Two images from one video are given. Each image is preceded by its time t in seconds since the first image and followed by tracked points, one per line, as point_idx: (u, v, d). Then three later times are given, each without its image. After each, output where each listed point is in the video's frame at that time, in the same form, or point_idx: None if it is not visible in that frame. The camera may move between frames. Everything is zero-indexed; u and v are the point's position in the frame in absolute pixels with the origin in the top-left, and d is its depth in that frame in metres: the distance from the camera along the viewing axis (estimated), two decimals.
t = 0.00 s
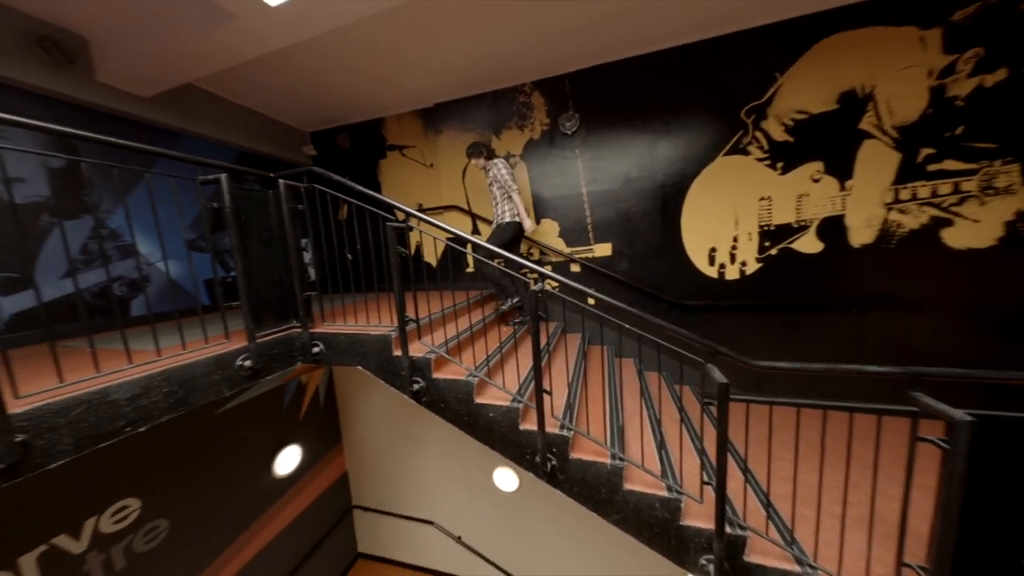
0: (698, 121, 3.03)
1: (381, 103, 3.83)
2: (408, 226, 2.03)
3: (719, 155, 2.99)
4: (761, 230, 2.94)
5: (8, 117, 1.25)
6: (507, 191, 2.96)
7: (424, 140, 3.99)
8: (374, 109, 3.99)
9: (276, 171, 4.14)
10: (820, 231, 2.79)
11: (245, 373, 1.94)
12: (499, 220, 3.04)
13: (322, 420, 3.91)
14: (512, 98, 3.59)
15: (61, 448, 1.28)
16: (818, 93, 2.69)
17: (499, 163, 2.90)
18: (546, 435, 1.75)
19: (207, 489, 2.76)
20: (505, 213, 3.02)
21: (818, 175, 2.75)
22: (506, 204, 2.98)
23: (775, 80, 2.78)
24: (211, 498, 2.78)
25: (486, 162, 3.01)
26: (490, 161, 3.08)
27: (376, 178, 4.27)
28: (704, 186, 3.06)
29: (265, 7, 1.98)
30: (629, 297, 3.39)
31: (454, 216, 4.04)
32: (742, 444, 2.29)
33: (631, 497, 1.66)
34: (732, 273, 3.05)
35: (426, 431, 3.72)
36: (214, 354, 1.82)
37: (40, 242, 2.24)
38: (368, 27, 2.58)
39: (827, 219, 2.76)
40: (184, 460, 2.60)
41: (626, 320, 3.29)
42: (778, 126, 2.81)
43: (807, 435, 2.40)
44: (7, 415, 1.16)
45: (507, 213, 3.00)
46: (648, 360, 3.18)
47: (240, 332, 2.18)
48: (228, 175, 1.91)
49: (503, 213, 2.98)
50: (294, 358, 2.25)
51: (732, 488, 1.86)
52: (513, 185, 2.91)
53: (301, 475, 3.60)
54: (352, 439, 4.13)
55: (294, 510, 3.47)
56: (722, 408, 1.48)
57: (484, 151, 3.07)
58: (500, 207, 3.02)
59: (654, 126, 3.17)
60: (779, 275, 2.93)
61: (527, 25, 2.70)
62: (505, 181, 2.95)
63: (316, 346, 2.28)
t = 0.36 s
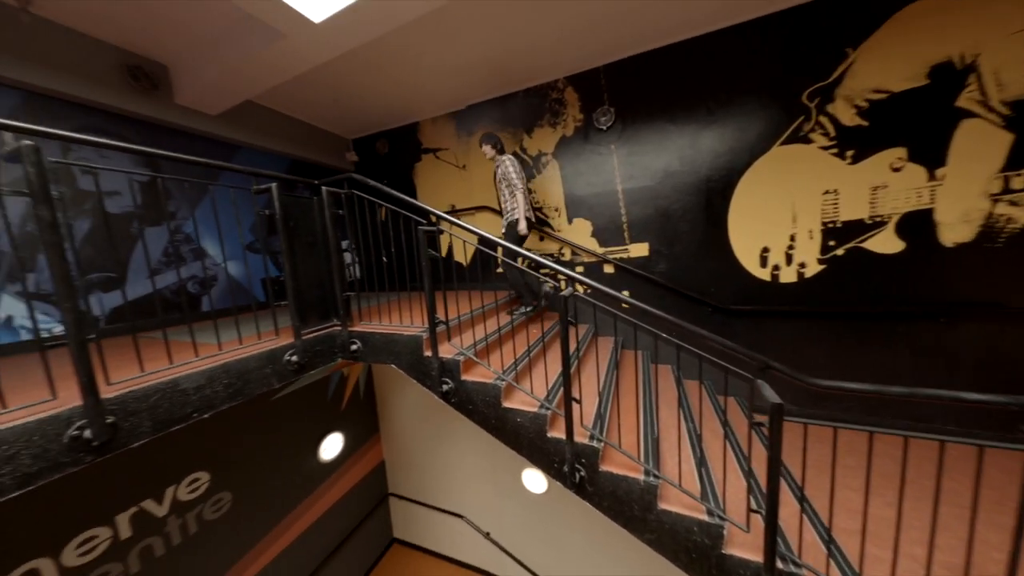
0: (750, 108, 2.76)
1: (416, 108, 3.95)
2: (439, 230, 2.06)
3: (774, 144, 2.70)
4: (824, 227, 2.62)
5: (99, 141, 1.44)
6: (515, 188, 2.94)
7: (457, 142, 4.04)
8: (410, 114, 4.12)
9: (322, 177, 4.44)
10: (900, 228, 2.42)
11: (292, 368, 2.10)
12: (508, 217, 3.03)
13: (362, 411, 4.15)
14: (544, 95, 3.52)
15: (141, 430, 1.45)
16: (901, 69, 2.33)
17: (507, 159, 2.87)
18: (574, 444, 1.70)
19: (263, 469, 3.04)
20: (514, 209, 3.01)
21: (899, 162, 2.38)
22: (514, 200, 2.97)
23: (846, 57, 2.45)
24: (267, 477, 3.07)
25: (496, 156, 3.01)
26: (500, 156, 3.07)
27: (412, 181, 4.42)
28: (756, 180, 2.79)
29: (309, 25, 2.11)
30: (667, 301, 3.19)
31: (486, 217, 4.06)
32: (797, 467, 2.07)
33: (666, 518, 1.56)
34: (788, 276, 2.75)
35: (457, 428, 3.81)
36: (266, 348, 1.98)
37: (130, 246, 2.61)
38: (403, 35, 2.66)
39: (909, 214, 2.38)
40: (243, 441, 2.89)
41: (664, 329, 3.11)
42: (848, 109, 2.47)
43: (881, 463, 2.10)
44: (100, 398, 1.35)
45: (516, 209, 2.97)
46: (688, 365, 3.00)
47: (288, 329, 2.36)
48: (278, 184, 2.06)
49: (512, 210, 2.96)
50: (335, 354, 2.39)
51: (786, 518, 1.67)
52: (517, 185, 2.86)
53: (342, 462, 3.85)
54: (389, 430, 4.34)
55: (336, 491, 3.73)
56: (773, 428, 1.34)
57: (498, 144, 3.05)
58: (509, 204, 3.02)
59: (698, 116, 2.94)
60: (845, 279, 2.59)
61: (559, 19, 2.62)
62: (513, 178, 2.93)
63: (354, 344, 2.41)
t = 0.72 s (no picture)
0: (810, 95, 2.45)
1: (449, 113, 4.02)
2: (464, 238, 2.07)
3: (842, 135, 2.37)
4: (904, 230, 2.26)
5: (166, 164, 1.62)
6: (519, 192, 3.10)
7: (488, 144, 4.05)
8: (443, 119, 4.20)
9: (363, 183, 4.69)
10: (1008, 230, 2.01)
11: (330, 368, 2.24)
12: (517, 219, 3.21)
13: (396, 407, 4.35)
14: (577, 93, 3.40)
15: (200, 422, 1.63)
16: (1014, 38, 1.93)
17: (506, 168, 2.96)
18: (599, 464, 1.62)
19: (308, 456, 3.30)
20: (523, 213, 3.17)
21: (1008, 151, 1.98)
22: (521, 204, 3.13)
23: (937, 29, 2.08)
24: (311, 464, 3.32)
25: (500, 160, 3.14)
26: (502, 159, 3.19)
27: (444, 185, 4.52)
28: (817, 176, 2.47)
29: (347, 43, 2.21)
30: (709, 309, 2.95)
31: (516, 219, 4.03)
32: (862, 505, 1.81)
33: (701, 552, 1.44)
34: (855, 285, 2.42)
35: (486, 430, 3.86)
36: (306, 349, 2.13)
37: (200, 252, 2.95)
38: (435, 45, 2.71)
39: (1021, 213, 1.98)
40: (291, 430, 3.15)
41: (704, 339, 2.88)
42: (939, 90, 2.10)
43: (974, 512, 1.77)
44: (167, 393, 1.52)
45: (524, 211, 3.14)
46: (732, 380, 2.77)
47: (327, 331, 2.51)
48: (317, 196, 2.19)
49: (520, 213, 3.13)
50: (369, 356, 2.51)
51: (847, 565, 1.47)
52: (505, 191, 3.00)
53: (378, 454, 4.06)
54: (422, 426, 4.51)
55: (372, 481, 3.95)
56: (831, 468, 1.17)
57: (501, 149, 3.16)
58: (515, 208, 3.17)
59: (748, 107, 2.67)
60: (931, 289, 2.22)
61: (592, 15, 2.50)
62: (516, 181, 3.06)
63: (386, 346, 2.51)
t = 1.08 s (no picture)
0: (887, 82, 2.12)
1: (480, 119, 4.05)
2: (487, 249, 2.07)
3: (927, 127, 2.02)
4: (1009, 239, 1.88)
5: (219, 186, 1.80)
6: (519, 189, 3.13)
7: (517, 148, 4.01)
8: (474, 125, 4.24)
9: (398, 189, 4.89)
10: None
11: (362, 370, 2.36)
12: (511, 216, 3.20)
13: (426, 405, 4.51)
14: (610, 92, 3.25)
15: (248, 418, 1.80)
16: None
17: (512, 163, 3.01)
18: (620, 491, 1.55)
19: (346, 447, 3.53)
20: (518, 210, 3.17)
21: None
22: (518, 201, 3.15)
23: None
24: (349, 454, 3.56)
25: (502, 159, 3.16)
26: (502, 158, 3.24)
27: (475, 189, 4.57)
28: (893, 176, 2.13)
29: (379, 59, 2.29)
30: (754, 323, 2.69)
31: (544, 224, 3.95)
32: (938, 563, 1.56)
33: None
34: (939, 303, 2.07)
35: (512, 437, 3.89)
36: (340, 353, 2.26)
37: (257, 256, 3.27)
38: (465, 54, 2.73)
39: None
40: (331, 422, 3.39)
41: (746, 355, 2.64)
42: None
43: None
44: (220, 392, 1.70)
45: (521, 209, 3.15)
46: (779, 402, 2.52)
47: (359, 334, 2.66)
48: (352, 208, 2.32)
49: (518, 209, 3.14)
50: (398, 360, 2.62)
51: None
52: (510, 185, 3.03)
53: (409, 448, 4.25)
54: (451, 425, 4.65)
55: (403, 474, 4.15)
56: (892, 531, 1.01)
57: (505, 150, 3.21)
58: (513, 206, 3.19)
59: (807, 99, 2.37)
60: None
61: (626, 11, 2.37)
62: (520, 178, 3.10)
63: (413, 351, 2.59)
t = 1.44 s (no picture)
0: (990, 64, 1.75)
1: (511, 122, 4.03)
2: (507, 263, 2.06)
3: None
4: None
5: (265, 204, 1.98)
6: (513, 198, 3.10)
7: (548, 151, 3.94)
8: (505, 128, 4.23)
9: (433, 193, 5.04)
10: None
11: (390, 373, 2.48)
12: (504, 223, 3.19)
13: (455, 404, 4.65)
14: (646, 90, 3.06)
15: (288, 416, 1.97)
16: None
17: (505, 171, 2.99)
18: (638, 523, 1.48)
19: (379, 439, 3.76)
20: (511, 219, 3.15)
21: None
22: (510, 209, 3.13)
23: None
24: (382, 446, 3.77)
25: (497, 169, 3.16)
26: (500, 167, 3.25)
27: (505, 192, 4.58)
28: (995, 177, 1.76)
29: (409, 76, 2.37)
30: (808, 342, 2.41)
31: (574, 228, 3.86)
32: None
33: None
34: None
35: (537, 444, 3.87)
36: (371, 357, 2.40)
37: (303, 259, 3.55)
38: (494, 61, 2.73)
39: None
40: (366, 416, 3.62)
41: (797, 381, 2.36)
42: None
43: None
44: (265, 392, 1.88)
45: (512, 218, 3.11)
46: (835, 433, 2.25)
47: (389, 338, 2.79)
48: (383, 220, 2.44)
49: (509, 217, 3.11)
50: (424, 364, 2.72)
51: None
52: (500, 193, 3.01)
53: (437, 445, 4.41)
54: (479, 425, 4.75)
55: (431, 468, 4.33)
56: None
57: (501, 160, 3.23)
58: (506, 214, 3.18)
59: (881, 90, 2.05)
60: None
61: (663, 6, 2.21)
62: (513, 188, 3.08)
63: (438, 357, 2.67)
